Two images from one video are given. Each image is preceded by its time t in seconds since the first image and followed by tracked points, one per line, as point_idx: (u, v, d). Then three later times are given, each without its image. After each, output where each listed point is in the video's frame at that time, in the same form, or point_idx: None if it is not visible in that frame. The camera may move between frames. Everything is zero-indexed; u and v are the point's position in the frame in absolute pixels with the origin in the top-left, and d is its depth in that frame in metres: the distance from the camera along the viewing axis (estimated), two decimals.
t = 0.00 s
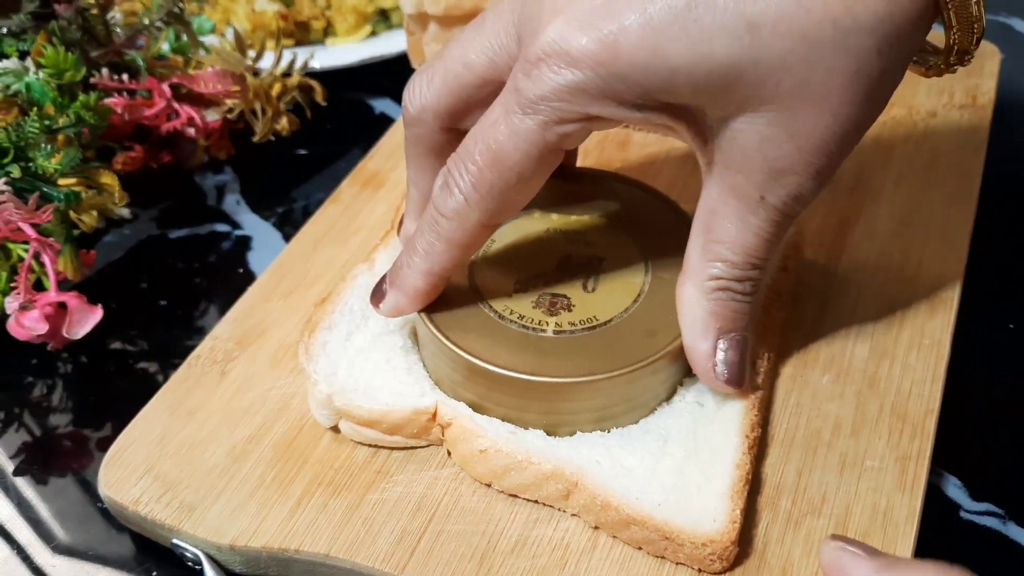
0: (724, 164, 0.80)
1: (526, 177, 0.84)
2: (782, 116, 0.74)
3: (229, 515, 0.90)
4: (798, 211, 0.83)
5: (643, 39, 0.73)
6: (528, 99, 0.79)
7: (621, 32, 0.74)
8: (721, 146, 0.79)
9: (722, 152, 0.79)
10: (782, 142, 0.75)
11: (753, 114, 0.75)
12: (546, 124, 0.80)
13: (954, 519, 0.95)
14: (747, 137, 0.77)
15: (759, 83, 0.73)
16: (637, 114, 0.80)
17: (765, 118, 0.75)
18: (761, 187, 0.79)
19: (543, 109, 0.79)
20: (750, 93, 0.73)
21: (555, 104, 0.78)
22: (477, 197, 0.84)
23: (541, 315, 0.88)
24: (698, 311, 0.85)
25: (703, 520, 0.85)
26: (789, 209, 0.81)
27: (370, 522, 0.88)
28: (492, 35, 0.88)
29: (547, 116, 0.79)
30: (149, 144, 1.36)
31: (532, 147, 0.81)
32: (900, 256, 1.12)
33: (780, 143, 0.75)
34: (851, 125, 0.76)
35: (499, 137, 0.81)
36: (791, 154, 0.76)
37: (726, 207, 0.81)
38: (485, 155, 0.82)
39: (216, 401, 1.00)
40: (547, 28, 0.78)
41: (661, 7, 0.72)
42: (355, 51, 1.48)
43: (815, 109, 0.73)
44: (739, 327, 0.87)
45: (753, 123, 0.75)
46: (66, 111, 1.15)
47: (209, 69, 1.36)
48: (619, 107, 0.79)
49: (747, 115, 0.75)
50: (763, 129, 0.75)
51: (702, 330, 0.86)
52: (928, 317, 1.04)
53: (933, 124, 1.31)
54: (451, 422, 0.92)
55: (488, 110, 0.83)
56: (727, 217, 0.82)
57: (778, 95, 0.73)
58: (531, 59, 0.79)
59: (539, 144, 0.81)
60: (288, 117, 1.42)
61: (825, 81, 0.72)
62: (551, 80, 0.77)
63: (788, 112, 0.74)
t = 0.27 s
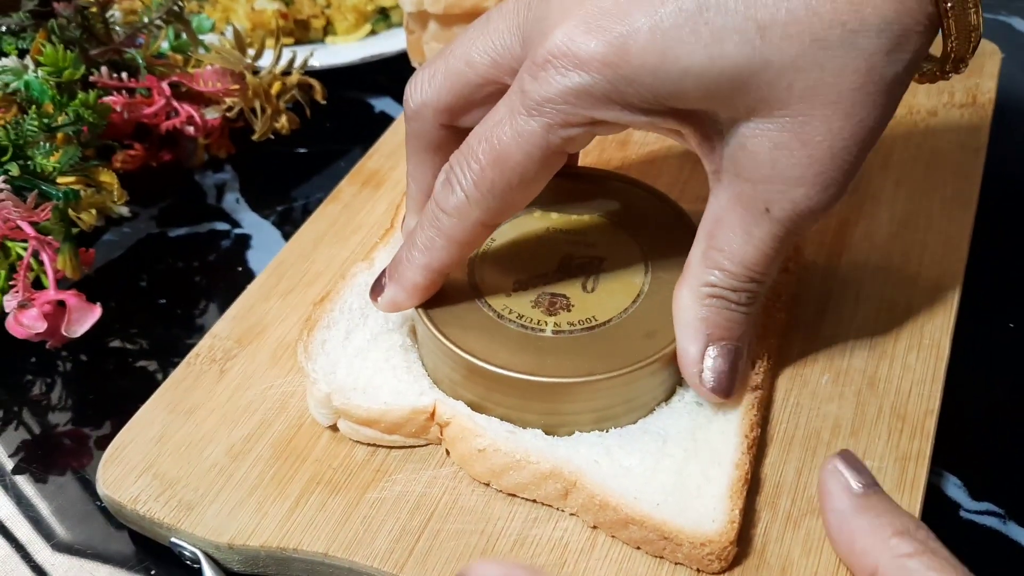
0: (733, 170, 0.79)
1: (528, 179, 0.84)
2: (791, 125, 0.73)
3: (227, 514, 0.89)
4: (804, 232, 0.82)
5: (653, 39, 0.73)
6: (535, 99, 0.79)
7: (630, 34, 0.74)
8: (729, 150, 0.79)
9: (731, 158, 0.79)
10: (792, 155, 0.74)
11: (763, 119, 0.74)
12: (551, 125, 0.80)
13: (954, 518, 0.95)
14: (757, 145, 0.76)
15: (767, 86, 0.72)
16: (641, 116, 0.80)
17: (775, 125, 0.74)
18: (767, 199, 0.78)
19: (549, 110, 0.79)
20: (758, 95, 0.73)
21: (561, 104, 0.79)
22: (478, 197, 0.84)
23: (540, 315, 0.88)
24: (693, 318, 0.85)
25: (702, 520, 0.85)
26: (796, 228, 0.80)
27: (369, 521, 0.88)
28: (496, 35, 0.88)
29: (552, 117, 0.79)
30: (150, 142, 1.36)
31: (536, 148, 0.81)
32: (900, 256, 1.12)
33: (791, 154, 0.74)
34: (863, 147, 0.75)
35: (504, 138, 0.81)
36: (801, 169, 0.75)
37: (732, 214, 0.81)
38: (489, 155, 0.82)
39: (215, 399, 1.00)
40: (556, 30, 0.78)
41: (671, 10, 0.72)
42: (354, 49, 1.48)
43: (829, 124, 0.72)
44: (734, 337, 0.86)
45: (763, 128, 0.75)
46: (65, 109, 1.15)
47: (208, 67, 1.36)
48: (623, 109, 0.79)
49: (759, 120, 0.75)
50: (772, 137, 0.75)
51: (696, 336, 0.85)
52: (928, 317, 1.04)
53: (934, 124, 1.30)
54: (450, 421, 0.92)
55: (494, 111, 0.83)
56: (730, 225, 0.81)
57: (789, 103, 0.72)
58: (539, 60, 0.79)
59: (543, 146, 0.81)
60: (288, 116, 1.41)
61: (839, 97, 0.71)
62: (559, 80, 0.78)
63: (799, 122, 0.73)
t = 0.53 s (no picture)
0: (750, 171, 0.80)
1: (541, 195, 0.83)
2: (812, 129, 0.74)
3: (231, 514, 0.89)
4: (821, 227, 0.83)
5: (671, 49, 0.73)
6: (551, 112, 0.78)
7: (647, 43, 0.74)
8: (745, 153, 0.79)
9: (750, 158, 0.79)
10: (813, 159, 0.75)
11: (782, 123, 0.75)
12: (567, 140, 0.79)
13: (957, 518, 0.95)
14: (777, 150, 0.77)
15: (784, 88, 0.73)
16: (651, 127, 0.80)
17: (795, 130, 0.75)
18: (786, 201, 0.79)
19: (565, 124, 0.78)
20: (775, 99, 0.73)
21: (577, 117, 0.78)
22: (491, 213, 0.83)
23: (545, 315, 0.88)
24: (704, 317, 0.85)
25: (707, 520, 0.86)
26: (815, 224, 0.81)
27: (373, 521, 0.88)
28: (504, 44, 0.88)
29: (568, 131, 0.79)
30: (152, 141, 1.36)
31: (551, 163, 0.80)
32: (903, 255, 1.12)
33: (812, 157, 0.75)
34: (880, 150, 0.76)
35: (521, 153, 0.80)
36: (823, 173, 0.76)
37: (748, 215, 0.81)
38: (504, 171, 0.81)
39: (218, 399, 1.00)
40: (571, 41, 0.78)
41: (687, 18, 0.73)
42: (355, 48, 1.48)
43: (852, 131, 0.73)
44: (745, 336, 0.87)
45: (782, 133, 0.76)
46: (67, 108, 1.15)
47: (210, 66, 1.36)
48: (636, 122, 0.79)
49: (779, 126, 0.76)
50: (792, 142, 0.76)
51: (707, 334, 0.86)
52: (931, 316, 1.04)
53: (937, 122, 1.30)
54: (455, 420, 0.92)
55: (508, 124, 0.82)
56: (745, 225, 0.82)
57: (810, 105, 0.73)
58: (554, 72, 0.78)
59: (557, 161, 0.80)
60: (291, 115, 1.40)
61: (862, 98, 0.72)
62: (575, 92, 0.77)
63: (821, 127, 0.74)
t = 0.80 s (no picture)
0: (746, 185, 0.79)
1: (539, 189, 0.84)
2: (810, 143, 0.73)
3: (228, 512, 0.89)
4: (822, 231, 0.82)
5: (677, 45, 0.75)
6: (552, 107, 0.80)
7: (652, 45, 0.75)
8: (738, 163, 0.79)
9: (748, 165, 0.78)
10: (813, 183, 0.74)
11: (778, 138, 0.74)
12: (566, 134, 0.80)
13: (955, 517, 0.95)
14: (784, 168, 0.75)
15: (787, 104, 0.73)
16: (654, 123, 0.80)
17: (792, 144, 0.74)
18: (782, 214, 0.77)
19: (564, 118, 0.80)
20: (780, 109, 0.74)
21: (576, 111, 0.79)
22: (487, 201, 0.84)
23: (541, 314, 0.88)
24: (691, 325, 0.83)
25: (703, 520, 0.86)
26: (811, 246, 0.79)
27: (370, 519, 0.88)
28: (510, 40, 0.88)
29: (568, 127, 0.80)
30: (151, 140, 1.36)
31: (549, 157, 0.82)
32: (901, 254, 1.12)
33: (813, 171, 0.74)
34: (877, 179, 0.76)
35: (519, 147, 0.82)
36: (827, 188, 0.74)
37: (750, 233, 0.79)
38: (501, 160, 0.83)
39: (216, 397, 1.00)
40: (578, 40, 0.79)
41: (697, 24, 0.74)
42: (354, 47, 1.48)
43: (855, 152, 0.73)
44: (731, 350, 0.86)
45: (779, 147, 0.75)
46: (65, 106, 1.15)
47: (209, 65, 1.36)
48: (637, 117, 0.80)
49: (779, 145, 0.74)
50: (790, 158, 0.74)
51: (690, 345, 0.83)
52: (929, 316, 1.04)
53: (936, 122, 1.30)
54: (451, 419, 0.92)
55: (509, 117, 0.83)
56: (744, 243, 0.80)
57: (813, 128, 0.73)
58: (560, 69, 0.79)
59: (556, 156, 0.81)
60: (289, 113, 1.40)
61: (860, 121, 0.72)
62: (578, 90, 0.78)
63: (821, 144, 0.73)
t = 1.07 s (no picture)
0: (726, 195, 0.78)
1: (538, 194, 0.83)
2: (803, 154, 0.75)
3: (225, 511, 0.89)
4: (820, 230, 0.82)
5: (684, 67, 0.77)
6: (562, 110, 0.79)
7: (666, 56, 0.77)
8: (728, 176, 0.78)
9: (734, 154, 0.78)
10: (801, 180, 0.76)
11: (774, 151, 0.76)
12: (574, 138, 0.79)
13: (954, 516, 0.95)
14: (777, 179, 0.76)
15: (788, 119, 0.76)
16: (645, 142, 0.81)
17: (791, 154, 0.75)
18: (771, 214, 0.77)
19: (573, 122, 0.79)
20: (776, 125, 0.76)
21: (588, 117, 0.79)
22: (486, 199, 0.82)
23: (538, 308, 0.88)
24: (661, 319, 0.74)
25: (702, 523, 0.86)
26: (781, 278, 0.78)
27: (367, 518, 0.88)
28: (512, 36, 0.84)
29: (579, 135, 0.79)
30: (149, 139, 1.36)
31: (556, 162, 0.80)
32: (900, 253, 1.12)
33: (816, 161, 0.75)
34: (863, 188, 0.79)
35: (527, 148, 0.80)
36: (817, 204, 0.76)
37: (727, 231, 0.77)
38: (507, 155, 0.80)
39: (213, 395, 1.00)
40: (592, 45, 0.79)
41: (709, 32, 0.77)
42: (352, 46, 1.48)
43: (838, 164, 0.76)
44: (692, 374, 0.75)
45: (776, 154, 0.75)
46: (63, 105, 1.14)
47: (206, 64, 1.35)
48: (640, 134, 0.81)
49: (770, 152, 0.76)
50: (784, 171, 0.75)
51: (648, 349, 0.73)
52: (927, 315, 1.04)
53: (934, 120, 1.30)
54: (449, 419, 0.92)
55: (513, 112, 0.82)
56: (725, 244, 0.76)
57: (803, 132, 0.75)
58: (576, 70, 0.79)
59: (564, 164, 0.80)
60: (286, 113, 1.41)
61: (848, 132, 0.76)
62: (592, 94, 0.78)
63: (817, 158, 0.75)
